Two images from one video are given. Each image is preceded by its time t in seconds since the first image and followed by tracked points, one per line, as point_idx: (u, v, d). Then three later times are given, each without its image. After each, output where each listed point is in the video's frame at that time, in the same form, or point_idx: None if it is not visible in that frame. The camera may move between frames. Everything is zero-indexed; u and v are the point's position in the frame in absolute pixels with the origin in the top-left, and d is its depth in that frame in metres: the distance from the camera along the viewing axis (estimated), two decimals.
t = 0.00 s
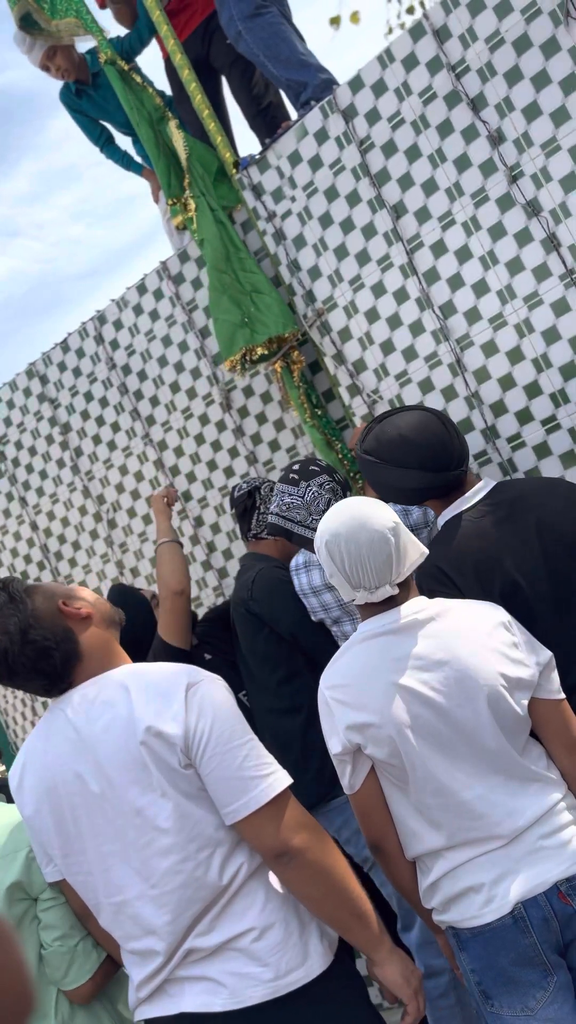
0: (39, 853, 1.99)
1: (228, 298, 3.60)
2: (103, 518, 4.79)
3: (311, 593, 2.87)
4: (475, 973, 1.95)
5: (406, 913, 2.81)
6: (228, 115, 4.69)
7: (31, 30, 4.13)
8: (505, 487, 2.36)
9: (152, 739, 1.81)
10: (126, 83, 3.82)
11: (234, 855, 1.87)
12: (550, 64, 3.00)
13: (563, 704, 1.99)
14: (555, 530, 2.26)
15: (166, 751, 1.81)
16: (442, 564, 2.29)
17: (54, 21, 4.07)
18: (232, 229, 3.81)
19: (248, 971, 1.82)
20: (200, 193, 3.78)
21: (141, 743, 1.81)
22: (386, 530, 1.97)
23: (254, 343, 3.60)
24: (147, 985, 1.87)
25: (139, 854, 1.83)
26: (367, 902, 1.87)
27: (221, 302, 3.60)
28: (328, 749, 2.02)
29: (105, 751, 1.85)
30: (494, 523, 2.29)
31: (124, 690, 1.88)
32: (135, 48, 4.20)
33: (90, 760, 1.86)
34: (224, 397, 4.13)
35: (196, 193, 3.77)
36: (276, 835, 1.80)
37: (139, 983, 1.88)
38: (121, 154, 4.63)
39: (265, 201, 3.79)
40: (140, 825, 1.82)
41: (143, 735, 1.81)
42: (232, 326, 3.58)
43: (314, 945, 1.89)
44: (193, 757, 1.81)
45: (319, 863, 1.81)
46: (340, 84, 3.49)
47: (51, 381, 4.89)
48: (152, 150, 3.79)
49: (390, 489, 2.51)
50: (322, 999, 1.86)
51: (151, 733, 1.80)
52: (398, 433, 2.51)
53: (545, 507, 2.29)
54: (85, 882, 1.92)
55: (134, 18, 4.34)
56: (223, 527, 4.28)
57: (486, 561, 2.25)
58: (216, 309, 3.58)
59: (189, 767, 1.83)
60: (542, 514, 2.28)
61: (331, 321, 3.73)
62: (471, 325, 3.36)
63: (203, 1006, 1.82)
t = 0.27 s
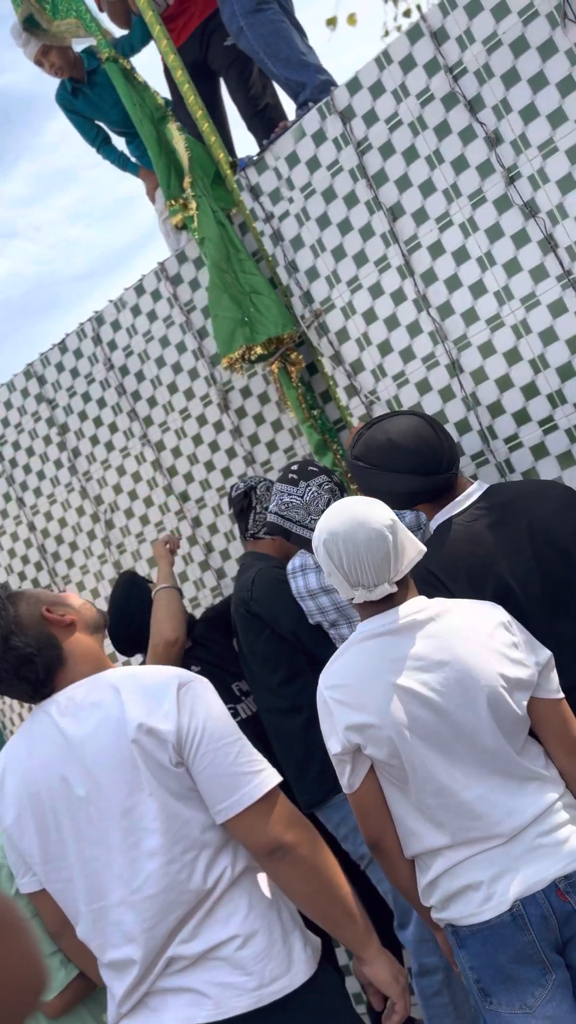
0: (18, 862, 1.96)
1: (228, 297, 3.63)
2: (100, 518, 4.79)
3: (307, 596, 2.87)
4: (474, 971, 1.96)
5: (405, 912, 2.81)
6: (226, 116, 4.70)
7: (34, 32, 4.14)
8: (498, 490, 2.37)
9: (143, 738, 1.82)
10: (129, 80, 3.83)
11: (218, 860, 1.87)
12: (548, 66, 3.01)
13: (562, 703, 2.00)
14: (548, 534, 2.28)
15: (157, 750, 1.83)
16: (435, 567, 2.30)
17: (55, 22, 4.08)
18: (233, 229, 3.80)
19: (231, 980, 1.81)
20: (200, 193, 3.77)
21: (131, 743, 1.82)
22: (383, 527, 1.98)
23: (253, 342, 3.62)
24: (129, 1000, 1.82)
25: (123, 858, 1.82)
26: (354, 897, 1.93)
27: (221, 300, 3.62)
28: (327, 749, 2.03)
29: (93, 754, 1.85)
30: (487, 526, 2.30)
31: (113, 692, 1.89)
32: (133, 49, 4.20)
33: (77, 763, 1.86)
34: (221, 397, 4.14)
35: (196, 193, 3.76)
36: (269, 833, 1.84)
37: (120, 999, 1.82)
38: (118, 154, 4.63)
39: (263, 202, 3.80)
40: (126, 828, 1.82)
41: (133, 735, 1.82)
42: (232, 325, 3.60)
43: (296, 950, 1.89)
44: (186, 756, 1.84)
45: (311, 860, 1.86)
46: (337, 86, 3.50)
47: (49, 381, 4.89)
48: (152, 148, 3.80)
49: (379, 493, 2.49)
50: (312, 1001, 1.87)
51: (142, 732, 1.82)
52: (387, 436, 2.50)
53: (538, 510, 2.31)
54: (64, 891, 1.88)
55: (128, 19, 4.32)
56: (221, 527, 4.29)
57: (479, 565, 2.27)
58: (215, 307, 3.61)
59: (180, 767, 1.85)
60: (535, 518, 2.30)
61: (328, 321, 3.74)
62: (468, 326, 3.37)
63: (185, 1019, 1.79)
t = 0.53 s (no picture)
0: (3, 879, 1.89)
1: (233, 297, 3.61)
2: (99, 521, 4.79)
3: (304, 600, 2.89)
4: (471, 972, 1.97)
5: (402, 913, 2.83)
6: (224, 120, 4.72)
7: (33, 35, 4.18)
8: (491, 495, 2.38)
9: (150, 742, 1.83)
10: (124, 89, 3.82)
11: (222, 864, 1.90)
12: (544, 72, 3.03)
13: (558, 705, 2.01)
14: (542, 537, 2.30)
15: (165, 756, 1.84)
16: (430, 571, 2.30)
17: (54, 27, 4.10)
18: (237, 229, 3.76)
19: (242, 983, 1.83)
20: (206, 192, 3.70)
21: (138, 748, 1.83)
22: (378, 526, 1.99)
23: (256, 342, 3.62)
24: (133, 1013, 1.81)
25: (124, 864, 1.81)
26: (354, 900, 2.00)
27: (227, 301, 3.60)
28: (325, 751, 2.04)
29: (94, 759, 1.83)
30: (481, 530, 2.32)
31: (116, 697, 1.88)
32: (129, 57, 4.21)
33: (76, 768, 1.84)
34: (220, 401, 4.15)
35: (202, 193, 3.70)
36: (277, 836, 1.90)
37: (124, 1012, 1.81)
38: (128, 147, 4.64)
39: (261, 206, 3.81)
40: (128, 834, 1.81)
41: (140, 739, 1.82)
42: (236, 325, 3.58)
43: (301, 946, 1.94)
44: (193, 762, 1.87)
45: (316, 863, 1.94)
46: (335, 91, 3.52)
47: (47, 384, 4.90)
48: (148, 152, 3.80)
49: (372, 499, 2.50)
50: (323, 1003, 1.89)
51: (150, 736, 1.83)
52: (377, 443, 2.51)
53: (532, 514, 2.32)
54: (58, 903, 1.85)
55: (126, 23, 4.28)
56: (220, 530, 4.30)
57: (474, 569, 2.28)
58: (221, 307, 3.59)
59: (187, 772, 1.87)
60: (529, 521, 2.32)
61: (326, 325, 3.75)
62: (466, 330, 3.39)
63: None
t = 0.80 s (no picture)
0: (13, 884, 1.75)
1: (239, 294, 3.60)
2: (96, 524, 4.79)
3: (298, 602, 2.88)
4: (467, 976, 1.97)
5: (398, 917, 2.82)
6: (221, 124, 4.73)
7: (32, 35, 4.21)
8: (486, 497, 2.38)
9: (194, 733, 1.75)
10: (119, 92, 3.78)
11: (256, 862, 1.81)
12: (541, 75, 3.03)
13: (553, 706, 2.01)
14: (539, 540, 2.29)
15: (209, 749, 1.76)
16: (424, 573, 2.32)
17: (54, 28, 4.12)
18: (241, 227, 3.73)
19: (266, 990, 1.71)
20: (209, 192, 3.67)
21: (181, 739, 1.75)
22: (372, 527, 2.00)
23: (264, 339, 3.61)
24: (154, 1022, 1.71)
25: (157, 864, 1.71)
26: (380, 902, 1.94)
27: (233, 297, 3.59)
28: (321, 755, 2.03)
29: (128, 752, 1.74)
30: (477, 533, 2.31)
31: (153, 687, 1.80)
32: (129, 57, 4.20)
33: (109, 761, 1.74)
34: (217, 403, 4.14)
35: (205, 192, 3.66)
36: (319, 829, 1.83)
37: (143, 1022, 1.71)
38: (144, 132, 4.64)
39: (258, 209, 3.81)
40: (165, 831, 1.71)
41: (183, 730, 1.75)
42: (242, 322, 3.59)
43: (325, 953, 1.82)
44: (237, 755, 1.80)
45: (354, 861, 1.86)
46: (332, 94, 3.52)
47: (44, 387, 4.90)
48: (143, 155, 3.78)
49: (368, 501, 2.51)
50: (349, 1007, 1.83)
51: (194, 726, 1.75)
52: (373, 444, 2.54)
53: (528, 516, 2.31)
54: (79, 905, 1.74)
55: (129, 26, 4.31)
56: (216, 532, 4.30)
57: (469, 571, 2.28)
58: (227, 303, 3.59)
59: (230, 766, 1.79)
60: (526, 523, 2.31)
61: (324, 328, 3.75)
62: (463, 333, 3.39)
63: None
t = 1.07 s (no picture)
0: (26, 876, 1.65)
1: (241, 293, 3.58)
2: (93, 526, 4.78)
3: (295, 603, 2.87)
4: (464, 980, 1.95)
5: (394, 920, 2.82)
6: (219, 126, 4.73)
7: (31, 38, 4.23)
8: (483, 497, 2.38)
9: (228, 715, 1.75)
10: (116, 90, 3.78)
11: (280, 862, 1.81)
12: (538, 77, 3.04)
13: (548, 707, 2.00)
14: (535, 542, 2.29)
15: (242, 734, 1.75)
16: (421, 575, 2.30)
17: (52, 29, 4.13)
18: (239, 230, 3.73)
19: (288, 993, 1.69)
20: (207, 192, 3.67)
21: (214, 723, 1.73)
22: (371, 540, 1.97)
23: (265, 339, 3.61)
24: None
25: (184, 851, 1.67)
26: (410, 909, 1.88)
27: (234, 296, 3.58)
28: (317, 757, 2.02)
29: (158, 736, 1.70)
30: (473, 535, 2.31)
31: (183, 671, 1.78)
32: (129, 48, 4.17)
33: (136, 745, 1.70)
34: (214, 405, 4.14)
35: (202, 193, 3.67)
36: (347, 825, 1.79)
37: None
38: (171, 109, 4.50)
39: (256, 210, 3.81)
40: (194, 816, 1.68)
41: (216, 713, 1.74)
42: (244, 322, 3.58)
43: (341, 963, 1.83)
44: (268, 744, 1.78)
45: (383, 861, 1.82)
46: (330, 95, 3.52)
47: (41, 388, 4.89)
48: (142, 156, 3.76)
49: (368, 503, 2.53)
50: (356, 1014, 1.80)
51: (228, 709, 1.75)
52: (371, 447, 2.54)
53: (524, 518, 2.31)
54: (95, 897, 1.66)
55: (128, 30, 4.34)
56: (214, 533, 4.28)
57: (466, 572, 2.26)
58: (229, 302, 3.57)
59: (260, 757, 1.77)
60: (522, 525, 2.30)
61: (321, 329, 3.74)
62: (460, 335, 3.38)
63: None
